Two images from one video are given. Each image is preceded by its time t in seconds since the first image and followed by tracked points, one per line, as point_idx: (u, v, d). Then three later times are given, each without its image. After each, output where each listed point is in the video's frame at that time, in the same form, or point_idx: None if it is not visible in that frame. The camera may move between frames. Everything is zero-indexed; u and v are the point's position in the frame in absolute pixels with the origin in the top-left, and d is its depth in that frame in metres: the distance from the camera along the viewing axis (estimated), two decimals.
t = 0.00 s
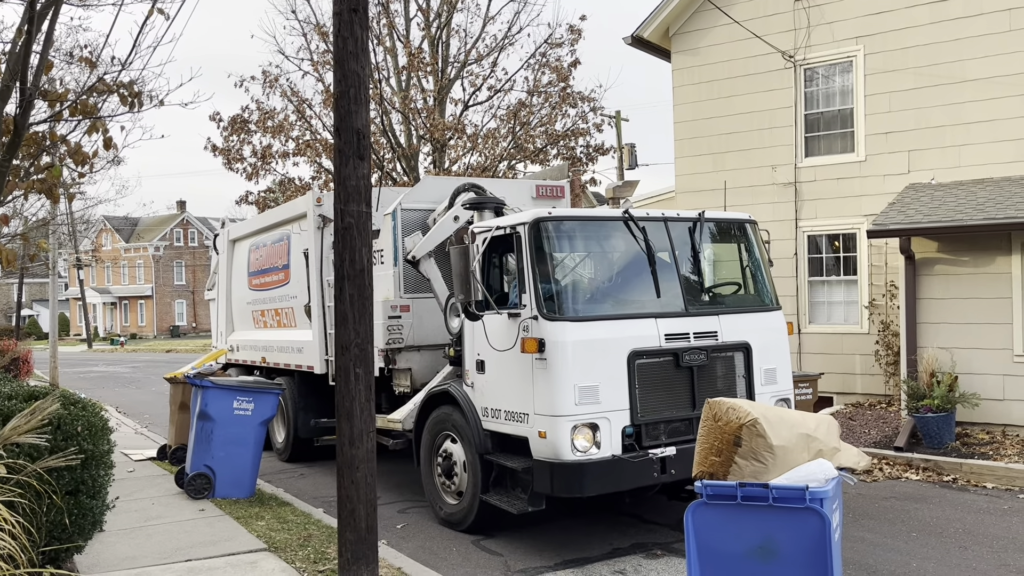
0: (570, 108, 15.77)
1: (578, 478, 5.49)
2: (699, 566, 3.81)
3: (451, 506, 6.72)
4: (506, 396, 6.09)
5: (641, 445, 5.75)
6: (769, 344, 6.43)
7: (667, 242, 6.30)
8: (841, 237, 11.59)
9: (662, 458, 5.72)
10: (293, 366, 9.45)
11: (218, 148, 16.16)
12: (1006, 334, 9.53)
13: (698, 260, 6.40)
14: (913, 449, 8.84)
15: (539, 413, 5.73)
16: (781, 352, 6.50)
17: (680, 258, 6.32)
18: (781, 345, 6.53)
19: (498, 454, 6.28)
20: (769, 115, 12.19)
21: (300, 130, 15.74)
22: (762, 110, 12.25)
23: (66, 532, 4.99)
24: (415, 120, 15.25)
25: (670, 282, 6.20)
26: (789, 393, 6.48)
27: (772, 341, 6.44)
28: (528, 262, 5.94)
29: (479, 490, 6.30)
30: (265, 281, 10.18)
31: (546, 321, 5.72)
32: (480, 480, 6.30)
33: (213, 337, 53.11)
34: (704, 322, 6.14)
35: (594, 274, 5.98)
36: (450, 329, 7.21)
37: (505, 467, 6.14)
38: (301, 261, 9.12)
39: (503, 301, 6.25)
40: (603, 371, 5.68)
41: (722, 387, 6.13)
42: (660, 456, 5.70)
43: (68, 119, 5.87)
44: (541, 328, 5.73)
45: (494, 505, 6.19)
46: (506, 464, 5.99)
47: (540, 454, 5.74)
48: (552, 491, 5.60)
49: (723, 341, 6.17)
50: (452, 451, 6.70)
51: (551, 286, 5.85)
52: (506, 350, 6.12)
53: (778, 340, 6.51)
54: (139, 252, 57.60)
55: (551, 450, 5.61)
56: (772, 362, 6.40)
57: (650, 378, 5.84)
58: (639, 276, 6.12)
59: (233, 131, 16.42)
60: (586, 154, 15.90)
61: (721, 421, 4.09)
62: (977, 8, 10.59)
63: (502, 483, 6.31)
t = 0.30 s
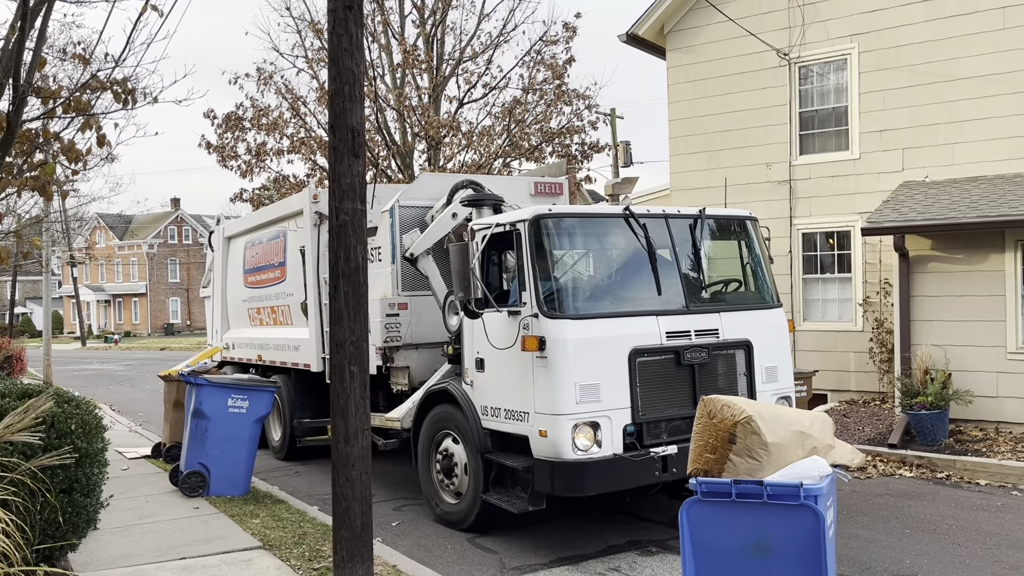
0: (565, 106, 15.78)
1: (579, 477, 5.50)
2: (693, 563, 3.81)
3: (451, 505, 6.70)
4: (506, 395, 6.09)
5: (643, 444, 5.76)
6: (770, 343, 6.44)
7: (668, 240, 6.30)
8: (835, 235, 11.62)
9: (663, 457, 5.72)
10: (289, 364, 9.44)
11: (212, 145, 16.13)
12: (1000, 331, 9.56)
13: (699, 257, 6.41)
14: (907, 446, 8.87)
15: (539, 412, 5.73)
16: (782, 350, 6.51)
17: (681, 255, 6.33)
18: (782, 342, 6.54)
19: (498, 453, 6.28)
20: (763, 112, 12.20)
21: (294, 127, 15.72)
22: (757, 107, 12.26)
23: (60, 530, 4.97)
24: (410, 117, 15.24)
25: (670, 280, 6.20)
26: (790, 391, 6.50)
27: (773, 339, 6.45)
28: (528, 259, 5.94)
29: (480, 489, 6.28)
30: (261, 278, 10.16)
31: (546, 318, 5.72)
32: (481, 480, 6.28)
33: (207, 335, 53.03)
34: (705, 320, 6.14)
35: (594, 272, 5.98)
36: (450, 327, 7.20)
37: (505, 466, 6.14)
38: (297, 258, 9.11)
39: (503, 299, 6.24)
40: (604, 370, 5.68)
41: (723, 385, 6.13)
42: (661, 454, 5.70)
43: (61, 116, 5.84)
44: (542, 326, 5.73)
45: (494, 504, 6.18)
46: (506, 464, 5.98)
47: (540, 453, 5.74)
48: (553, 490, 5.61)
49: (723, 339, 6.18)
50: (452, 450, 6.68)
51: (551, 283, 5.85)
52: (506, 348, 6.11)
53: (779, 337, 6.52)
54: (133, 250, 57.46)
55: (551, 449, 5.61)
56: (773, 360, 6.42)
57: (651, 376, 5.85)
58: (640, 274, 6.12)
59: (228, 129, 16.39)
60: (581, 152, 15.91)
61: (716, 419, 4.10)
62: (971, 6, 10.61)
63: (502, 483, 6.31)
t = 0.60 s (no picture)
0: (557, 102, 15.77)
1: (583, 476, 5.50)
2: (684, 558, 3.82)
3: (452, 505, 6.65)
4: (508, 391, 6.07)
5: (646, 441, 5.77)
6: (774, 339, 6.46)
7: (671, 234, 6.31)
8: (826, 231, 11.65)
9: (667, 455, 5.70)
10: (284, 360, 9.42)
11: (203, 141, 16.06)
12: (990, 327, 9.61)
13: (702, 252, 6.42)
14: (897, 442, 8.91)
15: (542, 409, 5.72)
16: (786, 347, 6.54)
17: (684, 250, 6.34)
18: (785, 339, 6.57)
19: (499, 451, 6.25)
20: (755, 109, 12.21)
21: (286, 123, 15.67)
22: (748, 104, 12.28)
23: (49, 527, 4.95)
24: (402, 113, 15.20)
25: (673, 274, 6.22)
26: (794, 388, 6.54)
27: (777, 335, 6.48)
28: (528, 254, 5.93)
29: (482, 488, 6.24)
30: (255, 274, 10.12)
31: (548, 314, 5.71)
32: (483, 478, 6.25)
33: (199, 331, 52.88)
34: (710, 316, 6.16)
35: (598, 267, 5.98)
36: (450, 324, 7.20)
37: (506, 464, 6.11)
38: (292, 254, 9.09)
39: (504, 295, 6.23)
40: (607, 366, 5.68)
41: (727, 381, 6.13)
42: (665, 452, 5.70)
43: (50, 111, 5.80)
44: (544, 321, 5.72)
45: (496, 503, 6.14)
46: (509, 462, 5.95)
47: (543, 451, 5.73)
48: (556, 489, 5.60)
49: (727, 335, 6.19)
50: (452, 448, 6.64)
51: (552, 277, 5.85)
52: (508, 344, 6.09)
53: (783, 333, 6.55)
54: (124, 246, 57.22)
55: (554, 446, 5.60)
56: (776, 356, 6.44)
57: (655, 373, 5.85)
58: (642, 269, 6.12)
59: (219, 124, 16.32)
60: (573, 148, 15.91)
61: (707, 414, 4.11)
62: (962, 3, 10.64)
63: (503, 481, 6.27)
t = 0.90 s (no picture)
0: (547, 97, 15.75)
1: (591, 474, 5.50)
2: (671, 551, 3.83)
3: (454, 503, 6.55)
4: (512, 387, 6.05)
5: (654, 438, 5.80)
6: (782, 334, 6.49)
7: (678, 226, 6.30)
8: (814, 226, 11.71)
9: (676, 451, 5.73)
10: (278, 356, 9.37)
11: (190, 135, 15.97)
12: (975, 321, 9.68)
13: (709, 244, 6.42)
14: (883, 435, 8.97)
15: (548, 406, 5.70)
16: (793, 342, 6.58)
17: (692, 243, 6.33)
18: (793, 333, 6.61)
19: (503, 448, 6.19)
20: (743, 104, 12.23)
21: (274, 117, 15.59)
22: (737, 99, 12.30)
23: (35, 523, 4.94)
24: (391, 107, 15.15)
25: (681, 267, 6.22)
26: (802, 383, 6.55)
27: (785, 330, 6.51)
28: (535, 247, 5.91)
29: (486, 485, 6.16)
30: (247, 268, 10.05)
31: (554, 308, 5.70)
32: (487, 475, 6.17)
33: (187, 326, 52.66)
34: (718, 310, 6.18)
35: (604, 260, 5.97)
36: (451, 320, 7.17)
37: (512, 462, 6.06)
38: (286, 247, 9.04)
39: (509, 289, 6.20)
40: (615, 361, 5.68)
41: (734, 376, 6.15)
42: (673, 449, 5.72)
43: (33, 104, 5.74)
44: (551, 316, 5.71)
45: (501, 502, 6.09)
46: (516, 459, 5.89)
47: (549, 448, 5.72)
48: (563, 487, 5.59)
49: (735, 330, 6.21)
50: (455, 445, 6.54)
51: (559, 271, 5.83)
52: (513, 339, 6.05)
53: (790, 328, 6.59)
54: (111, 241, 56.89)
55: (561, 444, 5.59)
56: (784, 351, 6.48)
57: (664, 367, 5.86)
58: (650, 262, 6.12)
59: (207, 118, 16.22)
60: (563, 142, 15.91)
61: (693, 408, 4.11)
62: None
63: (508, 479, 6.21)
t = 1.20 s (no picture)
0: (531, 89, 15.73)
1: (612, 473, 5.27)
2: (653, 542, 3.85)
3: (463, 501, 6.33)
4: (526, 382, 5.80)
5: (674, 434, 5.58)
6: (801, 326, 6.31)
7: (697, 215, 6.09)
8: (797, 218, 11.78)
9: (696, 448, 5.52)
10: (271, 347, 9.31)
11: (172, 126, 15.87)
12: (955, 312, 9.77)
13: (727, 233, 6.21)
14: (864, 426, 9.05)
15: (566, 401, 5.47)
16: (812, 334, 6.40)
17: (711, 231, 6.12)
18: (813, 325, 6.44)
19: (516, 445, 5.95)
20: (727, 96, 12.27)
21: (257, 108, 15.49)
22: (721, 91, 12.33)
23: (15, 517, 4.88)
24: (375, 99, 15.08)
25: (702, 258, 5.99)
26: (820, 376, 6.41)
27: (804, 322, 6.34)
28: (551, 236, 5.63)
29: (498, 484, 5.93)
30: (237, 258, 9.99)
31: (573, 300, 5.44)
32: (499, 474, 5.93)
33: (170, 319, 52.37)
34: (738, 302, 5.98)
35: (623, 250, 5.72)
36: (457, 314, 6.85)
37: (525, 459, 5.82)
38: (278, 238, 8.98)
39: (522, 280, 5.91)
40: (636, 355, 5.45)
41: (756, 370, 5.95)
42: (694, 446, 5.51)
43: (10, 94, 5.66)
44: (569, 308, 5.45)
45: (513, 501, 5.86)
46: (534, 458, 5.64)
47: (567, 445, 5.48)
48: (581, 486, 5.35)
49: (755, 322, 6.02)
50: (465, 442, 6.30)
51: (578, 261, 5.57)
52: (529, 331, 5.79)
53: (809, 320, 6.40)
54: (93, 233, 56.40)
55: (580, 441, 5.36)
56: (803, 343, 6.30)
57: (685, 361, 5.64)
58: (670, 251, 5.89)
59: (189, 109, 16.09)
60: (547, 134, 15.92)
61: (675, 399, 4.13)
62: None
63: (520, 477, 5.97)
